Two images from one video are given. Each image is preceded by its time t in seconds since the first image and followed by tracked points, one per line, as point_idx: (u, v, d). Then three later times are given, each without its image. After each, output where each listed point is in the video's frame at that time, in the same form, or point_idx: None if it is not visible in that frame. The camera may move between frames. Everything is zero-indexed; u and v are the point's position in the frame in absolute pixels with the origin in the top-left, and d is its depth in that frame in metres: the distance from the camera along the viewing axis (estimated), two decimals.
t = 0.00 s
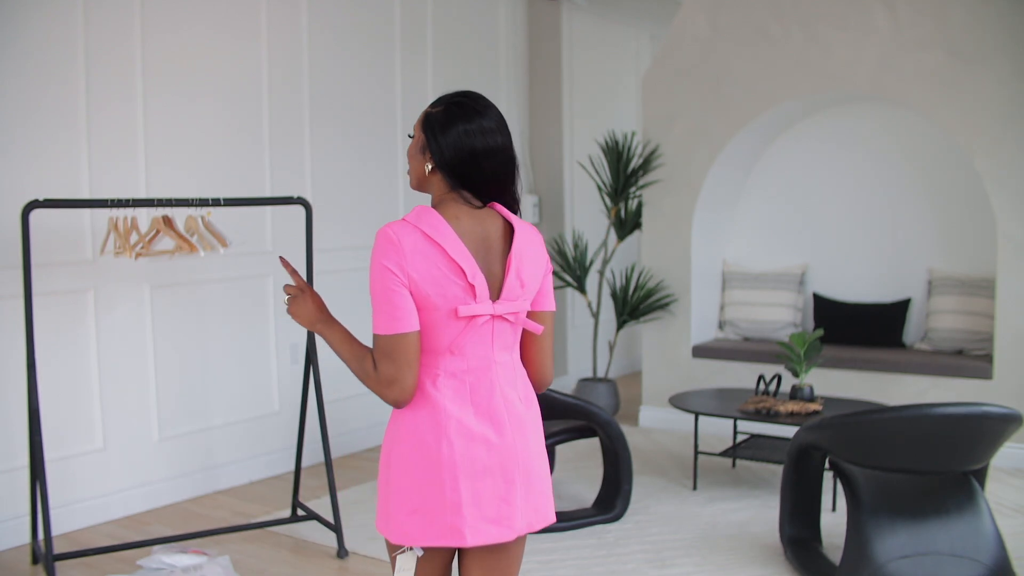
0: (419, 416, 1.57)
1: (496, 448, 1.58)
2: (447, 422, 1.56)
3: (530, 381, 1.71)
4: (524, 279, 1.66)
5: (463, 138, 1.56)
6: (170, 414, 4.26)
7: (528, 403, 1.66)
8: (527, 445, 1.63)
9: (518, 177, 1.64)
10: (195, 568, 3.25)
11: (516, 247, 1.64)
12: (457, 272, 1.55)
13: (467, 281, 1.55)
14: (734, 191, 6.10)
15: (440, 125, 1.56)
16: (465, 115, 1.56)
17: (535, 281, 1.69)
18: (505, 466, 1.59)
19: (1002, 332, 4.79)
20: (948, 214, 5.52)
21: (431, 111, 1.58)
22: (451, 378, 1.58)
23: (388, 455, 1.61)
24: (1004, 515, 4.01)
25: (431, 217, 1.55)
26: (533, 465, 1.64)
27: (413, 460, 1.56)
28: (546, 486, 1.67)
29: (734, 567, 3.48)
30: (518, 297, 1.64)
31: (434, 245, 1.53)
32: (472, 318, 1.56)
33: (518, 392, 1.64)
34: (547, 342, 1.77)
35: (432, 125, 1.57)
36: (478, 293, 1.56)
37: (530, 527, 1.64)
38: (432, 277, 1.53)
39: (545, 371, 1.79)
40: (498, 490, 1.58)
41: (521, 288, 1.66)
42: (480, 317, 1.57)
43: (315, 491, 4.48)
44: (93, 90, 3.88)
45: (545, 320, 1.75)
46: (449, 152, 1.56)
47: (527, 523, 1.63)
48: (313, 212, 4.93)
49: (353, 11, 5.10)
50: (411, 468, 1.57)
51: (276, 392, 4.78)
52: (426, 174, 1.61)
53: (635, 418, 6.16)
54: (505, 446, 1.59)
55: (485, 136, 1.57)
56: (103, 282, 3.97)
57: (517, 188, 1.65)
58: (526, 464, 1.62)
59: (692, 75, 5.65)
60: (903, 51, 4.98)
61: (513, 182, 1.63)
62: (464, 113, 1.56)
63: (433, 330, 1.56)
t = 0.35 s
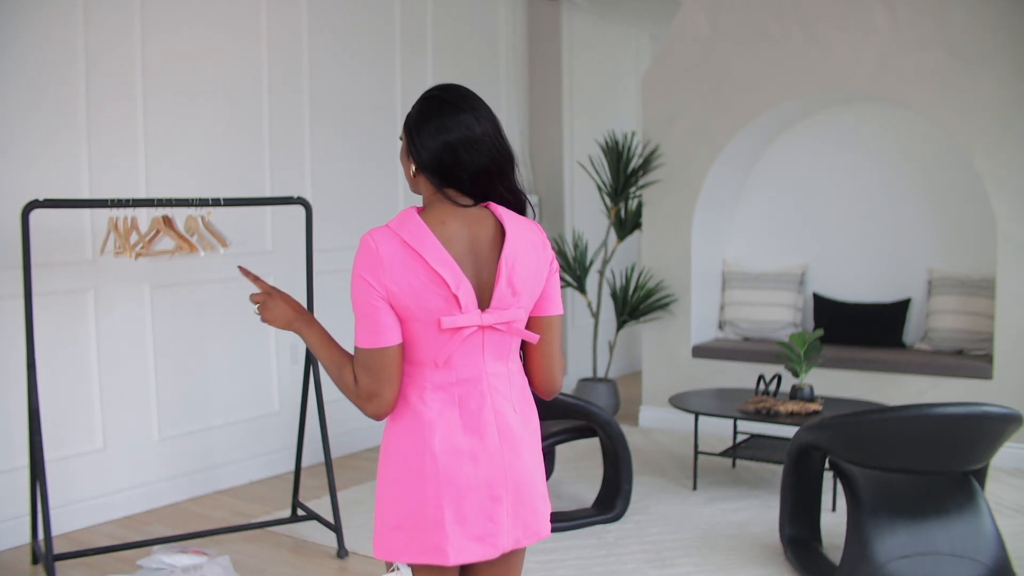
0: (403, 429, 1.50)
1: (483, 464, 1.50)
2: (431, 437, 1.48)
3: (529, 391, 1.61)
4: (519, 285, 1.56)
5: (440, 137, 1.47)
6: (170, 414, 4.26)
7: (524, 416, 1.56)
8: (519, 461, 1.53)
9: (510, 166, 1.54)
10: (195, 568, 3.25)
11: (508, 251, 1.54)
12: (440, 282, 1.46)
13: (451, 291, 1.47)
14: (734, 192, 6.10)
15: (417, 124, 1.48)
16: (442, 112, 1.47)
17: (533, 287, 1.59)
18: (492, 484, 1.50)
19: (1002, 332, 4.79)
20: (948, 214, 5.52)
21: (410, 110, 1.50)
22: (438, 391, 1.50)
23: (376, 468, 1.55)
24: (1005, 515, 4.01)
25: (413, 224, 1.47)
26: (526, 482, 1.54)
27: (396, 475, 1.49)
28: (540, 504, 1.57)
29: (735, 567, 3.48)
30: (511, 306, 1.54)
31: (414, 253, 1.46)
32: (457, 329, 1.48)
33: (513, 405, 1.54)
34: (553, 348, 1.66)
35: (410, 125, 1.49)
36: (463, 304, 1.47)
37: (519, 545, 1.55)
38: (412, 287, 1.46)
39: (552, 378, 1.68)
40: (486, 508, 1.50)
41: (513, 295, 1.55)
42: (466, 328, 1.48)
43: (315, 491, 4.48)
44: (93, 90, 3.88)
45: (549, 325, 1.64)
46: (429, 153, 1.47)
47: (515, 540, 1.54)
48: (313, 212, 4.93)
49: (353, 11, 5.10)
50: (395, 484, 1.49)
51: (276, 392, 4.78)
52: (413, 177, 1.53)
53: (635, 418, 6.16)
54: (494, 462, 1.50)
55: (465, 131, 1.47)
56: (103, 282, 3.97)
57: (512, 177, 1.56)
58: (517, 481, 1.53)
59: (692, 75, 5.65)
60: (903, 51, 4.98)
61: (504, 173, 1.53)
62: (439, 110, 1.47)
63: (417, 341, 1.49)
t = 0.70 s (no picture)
0: (374, 451, 1.29)
1: (464, 493, 1.27)
2: (405, 460, 1.26)
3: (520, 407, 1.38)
4: (502, 290, 1.32)
5: (417, 136, 1.27)
6: (170, 414, 4.26)
7: (514, 438, 1.33)
8: (507, 491, 1.30)
9: (495, 174, 1.34)
10: (195, 568, 3.25)
11: (486, 254, 1.31)
12: (410, 284, 1.25)
13: (422, 294, 1.25)
14: (734, 192, 6.11)
15: (392, 123, 1.28)
16: (421, 110, 1.27)
17: (521, 294, 1.35)
18: (474, 516, 1.27)
19: (1002, 331, 4.79)
20: (948, 214, 5.52)
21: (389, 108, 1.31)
22: (412, 407, 1.28)
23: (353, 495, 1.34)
24: (1004, 515, 4.01)
25: (379, 224, 1.27)
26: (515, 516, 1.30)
27: (370, 502, 1.29)
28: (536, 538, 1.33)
29: (734, 567, 3.47)
30: (496, 312, 1.31)
31: (381, 255, 1.25)
32: (432, 338, 1.26)
33: (501, 424, 1.31)
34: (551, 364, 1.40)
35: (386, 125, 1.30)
36: (436, 309, 1.25)
37: None
38: (379, 291, 1.25)
39: (548, 406, 1.41)
40: (468, 543, 1.27)
41: (500, 302, 1.32)
42: (443, 336, 1.26)
43: (315, 491, 4.48)
44: (93, 90, 3.88)
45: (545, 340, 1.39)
46: (404, 155, 1.27)
47: None
48: (313, 212, 4.93)
49: (353, 11, 5.10)
50: (368, 512, 1.29)
51: (275, 392, 4.78)
52: (389, 180, 1.33)
53: (635, 418, 6.16)
54: (476, 490, 1.28)
55: (444, 133, 1.27)
56: (103, 282, 3.97)
57: (496, 187, 1.36)
58: (506, 512, 1.29)
59: (692, 75, 5.65)
60: (903, 51, 4.98)
61: (488, 181, 1.33)
62: (419, 108, 1.27)
63: (388, 352, 1.27)
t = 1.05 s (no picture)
0: (379, 463, 1.23)
1: (471, 510, 1.21)
2: (409, 474, 1.21)
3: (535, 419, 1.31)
4: (523, 297, 1.25)
5: (438, 125, 1.19)
6: (170, 414, 4.26)
7: (527, 453, 1.27)
8: (518, 509, 1.23)
9: (520, 169, 1.26)
10: (195, 568, 3.24)
11: (508, 257, 1.23)
12: (424, 288, 1.18)
13: (437, 301, 1.18)
14: (734, 192, 6.11)
15: (413, 110, 1.20)
16: (443, 96, 1.19)
17: (542, 302, 1.28)
18: (481, 535, 1.21)
19: (1001, 331, 4.79)
20: (948, 214, 5.52)
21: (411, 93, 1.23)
22: (420, 418, 1.22)
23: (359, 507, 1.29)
24: (1004, 515, 4.01)
25: (395, 221, 1.20)
26: (526, 536, 1.23)
27: (373, 517, 1.23)
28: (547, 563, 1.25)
29: (735, 568, 3.47)
30: (514, 320, 1.24)
31: (393, 255, 1.18)
32: (444, 347, 1.20)
33: (512, 439, 1.25)
34: (568, 373, 1.34)
35: (406, 111, 1.22)
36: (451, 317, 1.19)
37: None
38: (392, 294, 1.18)
39: (562, 414, 1.36)
40: (471, 564, 1.20)
41: (518, 308, 1.25)
42: (455, 345, 1.20)
43: (315, 491, 4.48)
44: (93, 90, 3.88)
45: (563, 349, 1.32)
46: (424, 144, 1.20)
47: None
48: (313, 212, 4.93)
49: (353, 10, 5.10)
50: (371, 528, 1.24)
51: (275, 392, 4.78)
52: (408, 170, 1.25)
53: (635, 418, 6.17)
54: (484, 508, 1.21)
55: (467, 122, 1.19)
56: (103, 282, 3.97)
57: (521, 183, 1.27)
58: (514, 533, 1.22)
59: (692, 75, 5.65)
60: (903, 51, 4.98)
61: (513, 176, 1.25)
62: (442, 94, 1.19)
63: (398, 360, 1.21)
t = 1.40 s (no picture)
0: (416, 474, 1.13)
1: (516, 529, 1.09)
2: (448, 488, 1.10)
3: (587, 427, 1.18)
4: (571, 298, 1.12)
5: (480, 110, 1.06)
6: (170, 414, 4.26)
7: (579, 465, 1.14)
8: (567, 528, 1.11)
9: (574, 156, 1.12)
10: (195, 568, 3.24)
11: (555, 254, 1.10)
12: (462, 286, 1.06)
13: (476, 300, 1.07)
14: (734, 191, 6.11)
15: (454, 97, 1.08)
16: (485, 79, 1.06)
17: (594, 303, 1.15)
18: (526, 557, 1.09)
19: (1001, 332, 4.79)
20: (949, 214, 5.52)
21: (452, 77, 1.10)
22: (458, 427, 1.10)
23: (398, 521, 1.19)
24: (1005, 515, 4.01)
25: (433, 212, 1.09)
26: (576, 558, 1.11)
27: (409, 533, 1.13)
28: None
29: (735, 568, 3.47)
30: (562, 323, 1.12)
31: (431, 250, 1.07)
32: (486, 350, 1.08)
33: (561, 450, 1.13)
34: (626, 383, 1.20)
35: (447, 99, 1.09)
36: (492, 318, 1.07)
37: None
38: (427, 293, 1.07)
39: (620, 427, 1.21)
40: None
41: (566, 310, 1.12)
42: (497, 349, 1.08)
43: (315, 491, 4.48)
44: (93, 90, 3.88)
45: (619, 355, 1.18)
46: (466, 132, 1.07)
47: None
48: (313, 212, 4.93)
49: (353, 11, 5.10)
50: (408, 546, 1.13)
51: (276, 392, 4.79)
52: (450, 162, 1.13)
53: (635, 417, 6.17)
54: (529, 526, 1.10)
55: (512, 107, 1.06)
56: (103, 282, 3.97)
57: (574, 171, 1.14)
58: (563, 554, 1.10)
59: (692, 75, 5.66)
60: (903, 51, 4.98)
61: (565, 164, 1.12)
62: (483, 77, 1.06)
63: (435, 364, 1.10)
